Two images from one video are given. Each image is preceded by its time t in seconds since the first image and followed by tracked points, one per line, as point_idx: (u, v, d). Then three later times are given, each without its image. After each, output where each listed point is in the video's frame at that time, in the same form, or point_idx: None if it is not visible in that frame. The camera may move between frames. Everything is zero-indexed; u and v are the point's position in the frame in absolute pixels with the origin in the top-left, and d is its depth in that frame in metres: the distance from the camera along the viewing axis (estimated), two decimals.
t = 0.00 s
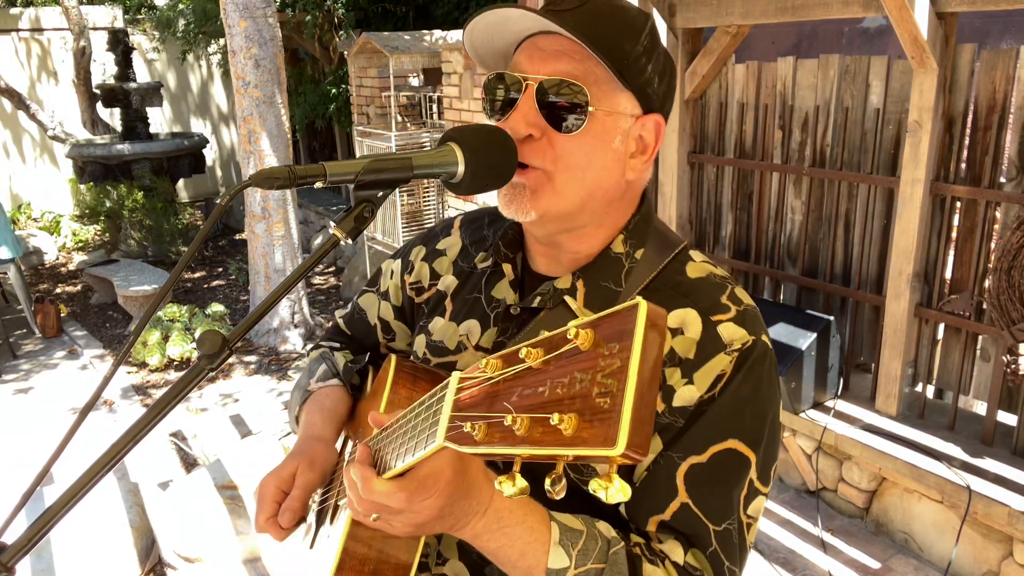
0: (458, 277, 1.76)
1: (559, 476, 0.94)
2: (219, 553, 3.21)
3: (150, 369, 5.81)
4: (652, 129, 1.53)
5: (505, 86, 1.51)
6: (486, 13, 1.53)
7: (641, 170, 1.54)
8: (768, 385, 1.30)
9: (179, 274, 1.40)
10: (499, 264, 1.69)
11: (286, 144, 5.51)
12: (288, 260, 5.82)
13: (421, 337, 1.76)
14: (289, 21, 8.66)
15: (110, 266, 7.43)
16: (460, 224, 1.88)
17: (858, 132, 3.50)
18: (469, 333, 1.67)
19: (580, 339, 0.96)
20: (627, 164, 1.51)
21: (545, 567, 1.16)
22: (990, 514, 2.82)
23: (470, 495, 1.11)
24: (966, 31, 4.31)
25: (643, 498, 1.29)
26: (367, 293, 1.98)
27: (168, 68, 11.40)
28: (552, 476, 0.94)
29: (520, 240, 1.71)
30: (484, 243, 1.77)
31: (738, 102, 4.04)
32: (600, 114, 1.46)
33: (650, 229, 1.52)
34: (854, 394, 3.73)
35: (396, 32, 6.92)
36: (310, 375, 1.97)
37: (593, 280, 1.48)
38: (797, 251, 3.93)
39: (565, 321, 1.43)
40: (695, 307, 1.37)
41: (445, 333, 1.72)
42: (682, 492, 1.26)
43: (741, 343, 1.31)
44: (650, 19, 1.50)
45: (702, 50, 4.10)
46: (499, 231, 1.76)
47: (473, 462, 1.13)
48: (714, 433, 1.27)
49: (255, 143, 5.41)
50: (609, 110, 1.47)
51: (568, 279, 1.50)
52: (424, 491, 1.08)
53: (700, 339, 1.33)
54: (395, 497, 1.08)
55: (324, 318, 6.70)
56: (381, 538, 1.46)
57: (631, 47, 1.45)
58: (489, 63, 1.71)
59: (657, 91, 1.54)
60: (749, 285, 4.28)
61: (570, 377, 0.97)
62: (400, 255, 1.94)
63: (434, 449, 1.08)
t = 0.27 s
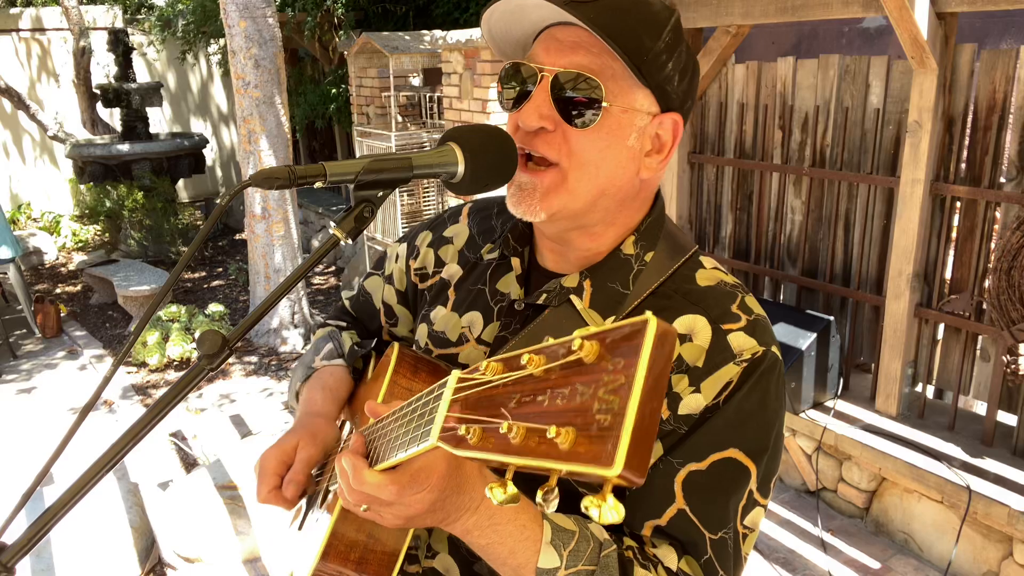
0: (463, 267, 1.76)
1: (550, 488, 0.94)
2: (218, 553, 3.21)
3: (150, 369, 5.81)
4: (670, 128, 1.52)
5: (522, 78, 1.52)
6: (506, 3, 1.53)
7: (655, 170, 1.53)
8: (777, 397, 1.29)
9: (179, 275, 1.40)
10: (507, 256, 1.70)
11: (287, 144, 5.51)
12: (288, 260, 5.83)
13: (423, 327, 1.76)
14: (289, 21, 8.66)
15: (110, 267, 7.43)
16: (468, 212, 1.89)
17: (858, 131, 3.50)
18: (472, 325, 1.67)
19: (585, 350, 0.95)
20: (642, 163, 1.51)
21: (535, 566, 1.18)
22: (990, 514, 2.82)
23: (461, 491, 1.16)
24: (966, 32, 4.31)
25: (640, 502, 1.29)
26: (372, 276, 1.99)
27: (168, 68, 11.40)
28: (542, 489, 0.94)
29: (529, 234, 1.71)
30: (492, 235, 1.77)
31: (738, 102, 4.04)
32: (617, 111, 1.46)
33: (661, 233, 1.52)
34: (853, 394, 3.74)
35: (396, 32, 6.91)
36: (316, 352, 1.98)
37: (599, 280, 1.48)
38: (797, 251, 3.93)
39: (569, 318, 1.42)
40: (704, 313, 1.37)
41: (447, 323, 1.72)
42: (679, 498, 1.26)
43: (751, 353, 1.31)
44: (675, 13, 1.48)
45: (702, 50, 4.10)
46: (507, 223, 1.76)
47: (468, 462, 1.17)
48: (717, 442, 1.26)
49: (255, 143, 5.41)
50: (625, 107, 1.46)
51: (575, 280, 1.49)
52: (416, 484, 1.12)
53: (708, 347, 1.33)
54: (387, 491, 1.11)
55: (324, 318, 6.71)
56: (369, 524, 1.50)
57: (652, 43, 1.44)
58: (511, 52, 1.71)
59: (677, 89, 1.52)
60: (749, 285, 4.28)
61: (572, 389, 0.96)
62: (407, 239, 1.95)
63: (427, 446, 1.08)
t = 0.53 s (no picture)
0: (466, 271, 1.75)
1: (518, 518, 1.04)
2: (218, 553, 3.21)
3: (150, 369, 5.81)
4: (665, 135, 1.52)
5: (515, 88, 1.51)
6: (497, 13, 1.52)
7: (651, 177, 1.53)
8: (779, 404, 1.29)
9: (179, 275, 1.40)
10: (508, 261, 1.70)
11: (287, 144, 5.51)
12: (288, 260, 5.83)
13: (427, 330, 1.76)
14: (289, 21, 8.65)
15: (110, 267, 7.43)
16: (474, 214, 1.88)
17: (858, 131, 3.50)
18: (474, 329, 1.67)
19: (548, 377, 0.97)
20: (636, 171, 1.50)
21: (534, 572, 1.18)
22: (990, 514, 2.82)
23: (456, 498, 1.14)
24: (966, 31, 4.31)
25: (642, 509, 1.29)
26: (379, 279, 1.99)
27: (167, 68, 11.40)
28: (513, 515, 1.06)
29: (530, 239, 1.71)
30: (495, 236, 1.77)
31: (738, 102, 4.04)
32: (610, 120, 1.46)
33: (664, 238, 1.52)
34: (853, 394, 3.74)
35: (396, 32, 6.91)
36: (323, 354, 1.98)
37: (600, 286, 1.46)
38: (797, 251, 3.93)
39: (569, 328, 1.45)
40: (705, 322, 1.37)
41: (450, 327, 1.72)
42: (681, 506, 1.26)
43: (753, 361, 1.31)
44: (668, 18, 1.46)
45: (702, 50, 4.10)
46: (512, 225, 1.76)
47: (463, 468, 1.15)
48: (718, 449, 1.26)
49: (255, 143, 5.41)
50: (618, 117, 1.46)
51: (575, 285, 1.49)
52: (407, 495, 1.11)
53: (709, 355, 1.33)
54: (379, 501, 1.11)
55: (324, 317, 6.71)
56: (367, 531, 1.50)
57: (645, 49, 1.42)
58: (502, 59, 1.70)
59: (672, 96, 1.51)
60: (749, 285, 4.28)
61: (535, 416, 0.98)
62: (412, 242, 1.95)
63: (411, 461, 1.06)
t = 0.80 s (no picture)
0: (471, 267, 1.76)
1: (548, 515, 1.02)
2: (218, 553, 3.21)
3: (150, 369, 5.81)
4: (671, 134, 1.52)
5: (523, 85, 1.52)
6: (506, 11, 1.54)
7: (656, 175, 1.53)
8: (783, 402, 1.30)
9: (179, 275, 1.40)
10: (514, 258, 1.69)
11: (286, 144, 5.51)
12: (288, 260, 5.83)
13: (433, 326, 1.76)
14: (289, 22, 8.65)
15: (110, 267, 7.43)
16: (477, 212, 1.89)
17: (858, 131, 3.50)
18: (480, 326, 1.67)
19: (585, 378, 0.95)
20: (642, 168, 1.50)
21: (543, 568, 1.20)
22: (990, 514, 2.82)
23: (470, 494, 1.18)
24: (966, 32, 4.31)
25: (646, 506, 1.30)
26: (384, 274, 1.99)
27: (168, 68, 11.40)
28: (543, 514, 1.02)
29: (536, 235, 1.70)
30: (499, 234, 1.77)
31: (738, 103, 4.04)
32: (616, 118, 1.46)
33: (668, 236, 1.52)
34: (854, 394, 3.74)
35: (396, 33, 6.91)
36: (328, 349, 1.97)
37: (607, 284, 1.46)
38: (797, 251, 3.93)
39: (574, 327, 1.44)
40: (710, 320, 1.37)
41: (455, 324, 1.72)
42: (686, 504, 1.27)
43: (758, 359, 1.31)
44: (675, 19, 1.48)
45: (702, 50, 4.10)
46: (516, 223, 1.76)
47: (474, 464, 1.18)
48: (722, 447, 1.27)
49: (255, 143, 5.42)
50: (624, 114, 1.46)
51: (582, 283, 1.48)
52: (421, 491, 1.14)
53: (716, 353, 1.33)
54: (393, 496, 1.15)
55: (324, 318, 6.71)
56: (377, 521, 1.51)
57: (652, 49, 1.44)
58: (512, 61, 1.72)
59: (677, 95, 1.52)
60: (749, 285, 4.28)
61: (571, 417, 0.97)
62: (417, 237, 1.95)
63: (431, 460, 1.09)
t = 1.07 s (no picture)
0: (466, 273, 1.76)
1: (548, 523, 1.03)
2: (219, 553, 3.21)
3: (150, 369, 5.81)
4: (668, 141, 1.52)
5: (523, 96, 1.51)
6: (502, 24, 1.52)
7: (654, 182, 1.54)
8: (779, 395, 1.30)
9: (179, 275, 1.40)
10: (507, 263, 1.70)
11: (286, 144, 5.51)
12: (288, 260, 5.83)
13: (430, 335, 1.76)
14: (289, 21, 8.65)
15: (110, 267, 7.43)
16: (468, 215, 1.88)
17: (858, 131, 3.50)
18: (477, 331, 1.67)
19: (574, 388, 0.97)
20: (641, 177, 1.51)
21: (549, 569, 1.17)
22: (990, 514, 2.82)
23: (473, 498, 1.18)
24: (966, 31, 4.32)
25: (647, 502, 1.28)
26: (380, 283, 1.99)
27: (168, 68, 11.40)
28: (543, 520, 1.04)
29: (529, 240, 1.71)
30: (492, 239, 1.77)
31: (738, 103, 4.04)
32: (616, 128, 1.46)
33: (662, 235, 1.53)
34: (853, 394, 3.74)
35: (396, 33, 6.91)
36: (327, 360, 1.98)
37: (603, 285, 1.46)
38: (797, 251, 3.93)
39: (572, 328, 1.46)
40: (706, 318, 1.38)
41: (453, 331, 1.72)
42: (687, 497, 1.25)
43: (754, 354, 1.31)
44: (672, 26, 1.47)
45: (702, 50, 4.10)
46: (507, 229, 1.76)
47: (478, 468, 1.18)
48: (722, 441, 1.26)
49: (255, 143, 5.42)
50: (624, 124, 1.46)
51: (577, 286, 1.49)
52: (426, 500, 1.15)
53: (712, 349, 1.34)
54: (398, 506, 1.15)
55: (324, 318, 6.71)
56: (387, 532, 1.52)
57: (650, 60, 1.43)
58: (506, 69, 1.69)
59: (675, 102, 1.52)
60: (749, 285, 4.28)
61: (563, 426, 0.99)
62: (410, 244, 1.95)
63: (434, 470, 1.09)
